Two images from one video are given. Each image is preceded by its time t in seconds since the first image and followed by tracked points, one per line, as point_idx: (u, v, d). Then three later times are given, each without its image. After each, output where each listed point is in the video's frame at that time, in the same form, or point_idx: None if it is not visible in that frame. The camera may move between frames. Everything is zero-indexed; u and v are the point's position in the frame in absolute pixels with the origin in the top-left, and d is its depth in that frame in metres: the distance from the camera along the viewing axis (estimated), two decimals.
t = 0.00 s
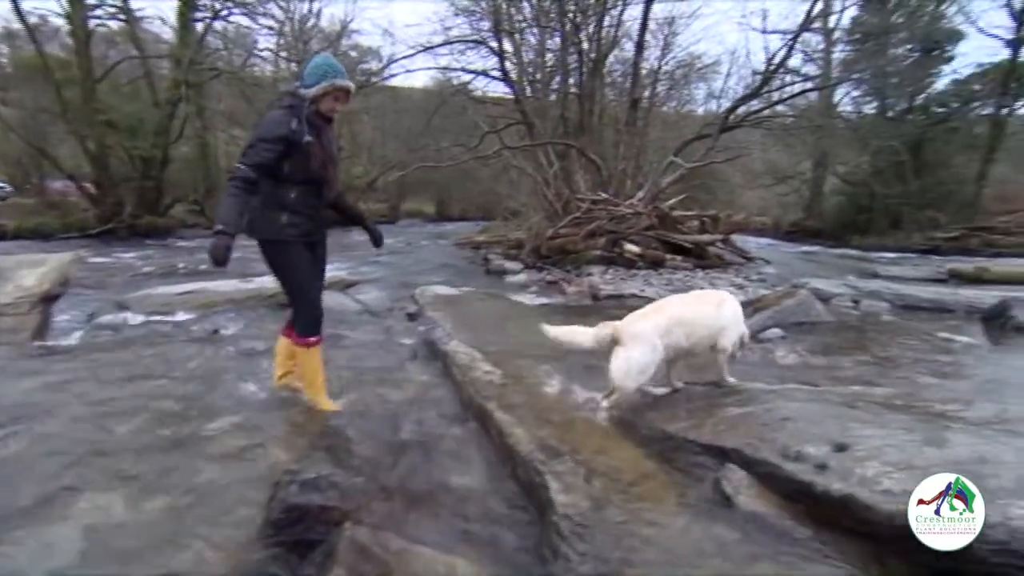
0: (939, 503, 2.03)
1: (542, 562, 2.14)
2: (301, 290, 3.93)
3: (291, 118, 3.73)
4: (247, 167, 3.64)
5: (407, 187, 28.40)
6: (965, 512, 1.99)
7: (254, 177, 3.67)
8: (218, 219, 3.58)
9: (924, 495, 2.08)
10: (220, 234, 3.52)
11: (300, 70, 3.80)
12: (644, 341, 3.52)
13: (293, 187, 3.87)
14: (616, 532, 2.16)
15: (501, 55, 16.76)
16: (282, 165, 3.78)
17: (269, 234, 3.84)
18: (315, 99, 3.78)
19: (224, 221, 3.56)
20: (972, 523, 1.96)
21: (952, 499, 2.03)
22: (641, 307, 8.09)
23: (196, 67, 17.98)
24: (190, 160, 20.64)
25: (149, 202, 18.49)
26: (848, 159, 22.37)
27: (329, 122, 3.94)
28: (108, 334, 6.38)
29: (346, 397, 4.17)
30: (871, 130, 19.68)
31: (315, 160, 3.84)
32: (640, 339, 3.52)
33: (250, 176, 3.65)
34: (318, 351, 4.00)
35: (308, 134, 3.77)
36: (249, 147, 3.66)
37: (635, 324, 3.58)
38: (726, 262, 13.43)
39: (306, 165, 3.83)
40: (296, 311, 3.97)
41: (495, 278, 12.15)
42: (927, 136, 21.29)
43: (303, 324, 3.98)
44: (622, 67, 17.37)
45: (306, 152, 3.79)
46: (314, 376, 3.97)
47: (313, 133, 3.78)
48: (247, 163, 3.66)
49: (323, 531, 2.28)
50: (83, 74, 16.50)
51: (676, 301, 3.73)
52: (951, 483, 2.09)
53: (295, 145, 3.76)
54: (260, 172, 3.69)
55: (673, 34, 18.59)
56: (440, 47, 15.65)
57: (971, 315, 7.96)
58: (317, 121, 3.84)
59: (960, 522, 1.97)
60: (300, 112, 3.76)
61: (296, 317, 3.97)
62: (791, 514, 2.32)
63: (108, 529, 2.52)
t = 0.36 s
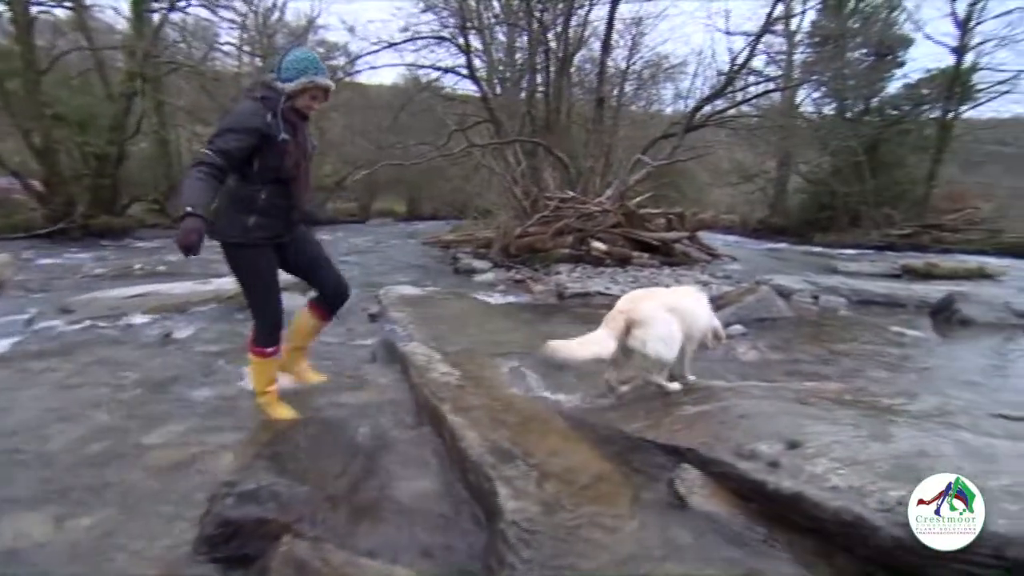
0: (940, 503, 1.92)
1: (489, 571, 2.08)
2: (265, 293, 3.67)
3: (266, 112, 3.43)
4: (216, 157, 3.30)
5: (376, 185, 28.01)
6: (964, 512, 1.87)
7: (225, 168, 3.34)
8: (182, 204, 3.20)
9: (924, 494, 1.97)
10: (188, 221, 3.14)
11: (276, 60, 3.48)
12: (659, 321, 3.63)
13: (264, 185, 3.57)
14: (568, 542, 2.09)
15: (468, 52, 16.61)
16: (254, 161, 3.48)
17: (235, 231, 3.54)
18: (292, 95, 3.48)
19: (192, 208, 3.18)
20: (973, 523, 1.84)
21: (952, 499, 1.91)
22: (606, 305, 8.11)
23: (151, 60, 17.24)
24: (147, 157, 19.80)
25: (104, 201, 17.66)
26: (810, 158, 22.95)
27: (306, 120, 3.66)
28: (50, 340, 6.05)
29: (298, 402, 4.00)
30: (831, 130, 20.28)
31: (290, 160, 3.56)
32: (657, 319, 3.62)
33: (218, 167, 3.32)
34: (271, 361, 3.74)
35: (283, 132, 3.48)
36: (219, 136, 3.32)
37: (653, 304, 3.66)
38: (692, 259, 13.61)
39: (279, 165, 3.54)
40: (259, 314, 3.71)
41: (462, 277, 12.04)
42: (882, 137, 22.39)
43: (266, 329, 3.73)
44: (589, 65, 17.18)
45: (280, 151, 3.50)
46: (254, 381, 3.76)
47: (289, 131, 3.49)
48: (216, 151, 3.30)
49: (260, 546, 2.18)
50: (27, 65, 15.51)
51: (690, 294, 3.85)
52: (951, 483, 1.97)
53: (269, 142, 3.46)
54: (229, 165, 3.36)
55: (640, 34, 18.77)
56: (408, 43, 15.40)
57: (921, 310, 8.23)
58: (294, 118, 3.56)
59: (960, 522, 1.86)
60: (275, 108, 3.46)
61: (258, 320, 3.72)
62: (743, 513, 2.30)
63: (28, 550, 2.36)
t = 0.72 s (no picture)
0: (939, 502, 1.83)
1: None
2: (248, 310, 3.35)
3: (252, 117, 3.25)
4: (210, 167, 3.11)
5: (344, 181, 27.52)
6: (965, 511, 1.79)
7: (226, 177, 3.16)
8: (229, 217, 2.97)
9: (924, 494, 1.88)
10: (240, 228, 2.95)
11: (261, 63, 3.32)
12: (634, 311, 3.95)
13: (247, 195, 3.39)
14: (519, 550, 2.05)
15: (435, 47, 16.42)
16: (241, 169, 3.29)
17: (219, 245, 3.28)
18: (277, 98, 3.32)
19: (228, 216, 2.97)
20: (973, 523, 1.76)
21: (952, 499, 1.83)
22: (573, 301, 8.11)
23: (102, 51, 16.60)
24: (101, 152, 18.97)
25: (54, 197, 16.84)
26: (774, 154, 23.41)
27: (291, 125, 3.48)
28: None
29: (246, 403, 3.84)
30: (793, 129, 20.82)
31: (277, 167, 3.39)
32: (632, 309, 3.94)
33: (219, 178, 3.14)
34: (234, 378, 3.44)
35: (268, 138, 3.30)
36: (211, 144, 3.12)
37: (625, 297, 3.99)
38: (659, 254, 13.76)
39: (265, 172, 3.35)
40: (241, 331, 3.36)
41: (429, 275, 11.91)
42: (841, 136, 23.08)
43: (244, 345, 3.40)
44: (556, 61, 17.13)
45: (265, 158, 3.31)
46: (212, 384, 3.52)
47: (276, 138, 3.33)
48: (211, 164, 3.12)
49: (191, 561, 2.10)
50: None
51: (657, 291, 4.23)
52: (951, 483, 1.89)
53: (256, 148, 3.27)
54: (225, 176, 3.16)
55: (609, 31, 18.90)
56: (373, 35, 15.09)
57: (876, 302, 8.48)
58: (281, 123, 3.38)
59: (960, 522, 1.77)
60: (261, 112, 3.29)
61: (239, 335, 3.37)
62: (697, 513, 2.28)
63: None
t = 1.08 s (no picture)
0: (939, 502, 1.78)
1: None
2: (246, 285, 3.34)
3: (295, 86, 3.16)
4: (263, 136, 3.01)
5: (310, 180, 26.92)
6: (964, 512, 1.74)
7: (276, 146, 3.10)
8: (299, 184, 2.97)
9: (924, 493, 1.83)
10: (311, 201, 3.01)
11: (302, 30, 3.21)
12: (604, 310, 3.98)
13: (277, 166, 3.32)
14: (467, 561, 2.00)
15: (402, 44, 16.10)
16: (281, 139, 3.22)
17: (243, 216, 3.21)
18: (317, 70, 3.25)
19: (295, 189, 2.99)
20: (971, 523, 1.72)
21: (952, 499, 1.77)
22: (538, 300, 8.08)
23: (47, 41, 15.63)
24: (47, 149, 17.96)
25: None
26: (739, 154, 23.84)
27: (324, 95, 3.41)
28: None
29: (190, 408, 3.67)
30: (758, 129, 20.92)
31: (313, 141, 3.34)
32: (602, 308, 3.96)
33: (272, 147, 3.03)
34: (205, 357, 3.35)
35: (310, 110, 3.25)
36: (261, 111, 3.02)
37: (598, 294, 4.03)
38: (626, 252, 13.86)
39: (302, 144, 3.29)
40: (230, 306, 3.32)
41: (395, 275, 11.72)
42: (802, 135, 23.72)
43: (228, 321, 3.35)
44: (523, 59, 17.00)
45: (306, 131, 3.27)
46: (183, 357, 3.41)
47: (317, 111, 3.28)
48: (264, 132, 3.02)
49: None
50: None
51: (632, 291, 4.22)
52: (952, 482, 1.83)
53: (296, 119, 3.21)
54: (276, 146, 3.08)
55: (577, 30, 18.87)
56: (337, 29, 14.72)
57: (834, 298, 8.70)
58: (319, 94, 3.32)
59: (959, 522, 1.73)
60: (301, 83, 3.21)
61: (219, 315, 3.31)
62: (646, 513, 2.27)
63: None
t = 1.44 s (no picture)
0: (939, 502, 1.75)
1: None
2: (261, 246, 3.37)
3: (280, 46, 3.12)
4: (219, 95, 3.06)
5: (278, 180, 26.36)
6: (965, 512, 1.73)
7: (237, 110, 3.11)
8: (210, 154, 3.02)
9: (924, 494, 1.80)
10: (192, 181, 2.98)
11: None
12: (573, 312, 4.21)
13: (267, 127, 3.28)
14: None
15: (371, 42, 15.87)
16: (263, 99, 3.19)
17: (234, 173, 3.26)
18: (311, 32, 3.18)
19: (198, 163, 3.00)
20: (972, 524, 1.70)
21: (953, 499, 1.75)
22: (508, 301, 8.03)
23: None
24: None
25: None
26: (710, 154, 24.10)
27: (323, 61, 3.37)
28: None
29: (134, 417, 3.50)
30: (727, 131, 21.97)
31: (302, 103, 3.28)
32: (573, 311, 4.18)
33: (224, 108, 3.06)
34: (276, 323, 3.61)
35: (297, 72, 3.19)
36: (228, 69, 3.05)
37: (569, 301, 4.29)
38: (597, 252, 13.93)
39: (289, 106, 3.26)
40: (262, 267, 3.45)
41: (364, 277, 11.53)
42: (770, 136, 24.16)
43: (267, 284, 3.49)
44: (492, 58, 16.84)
45: (293, 92, 3.22)
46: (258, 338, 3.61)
47: (307, 73, 3.20)
48: (223, 92, 3.05)
49: None
50: None
51: (592, 293, 4.50)
52: (952, 482, 1.81)
53: (280, 80, 3.17)
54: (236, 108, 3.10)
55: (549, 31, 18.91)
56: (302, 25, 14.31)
57: (799, 296, 8.88)
58: (312, 57, 3.25)
59: (960, 522, 1.71)
60: (291, 43, 3.16)
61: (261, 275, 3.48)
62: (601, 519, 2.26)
63: None
